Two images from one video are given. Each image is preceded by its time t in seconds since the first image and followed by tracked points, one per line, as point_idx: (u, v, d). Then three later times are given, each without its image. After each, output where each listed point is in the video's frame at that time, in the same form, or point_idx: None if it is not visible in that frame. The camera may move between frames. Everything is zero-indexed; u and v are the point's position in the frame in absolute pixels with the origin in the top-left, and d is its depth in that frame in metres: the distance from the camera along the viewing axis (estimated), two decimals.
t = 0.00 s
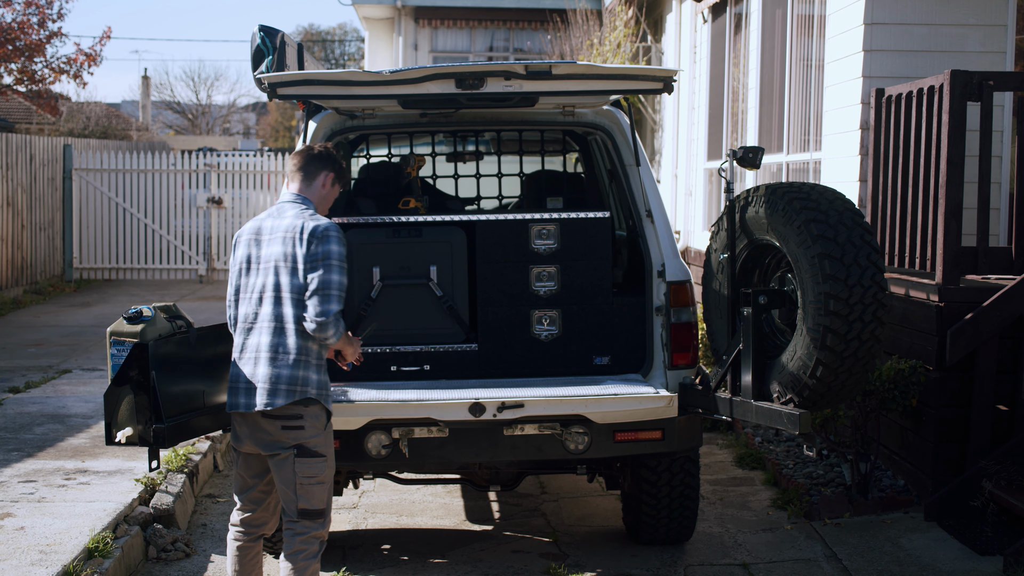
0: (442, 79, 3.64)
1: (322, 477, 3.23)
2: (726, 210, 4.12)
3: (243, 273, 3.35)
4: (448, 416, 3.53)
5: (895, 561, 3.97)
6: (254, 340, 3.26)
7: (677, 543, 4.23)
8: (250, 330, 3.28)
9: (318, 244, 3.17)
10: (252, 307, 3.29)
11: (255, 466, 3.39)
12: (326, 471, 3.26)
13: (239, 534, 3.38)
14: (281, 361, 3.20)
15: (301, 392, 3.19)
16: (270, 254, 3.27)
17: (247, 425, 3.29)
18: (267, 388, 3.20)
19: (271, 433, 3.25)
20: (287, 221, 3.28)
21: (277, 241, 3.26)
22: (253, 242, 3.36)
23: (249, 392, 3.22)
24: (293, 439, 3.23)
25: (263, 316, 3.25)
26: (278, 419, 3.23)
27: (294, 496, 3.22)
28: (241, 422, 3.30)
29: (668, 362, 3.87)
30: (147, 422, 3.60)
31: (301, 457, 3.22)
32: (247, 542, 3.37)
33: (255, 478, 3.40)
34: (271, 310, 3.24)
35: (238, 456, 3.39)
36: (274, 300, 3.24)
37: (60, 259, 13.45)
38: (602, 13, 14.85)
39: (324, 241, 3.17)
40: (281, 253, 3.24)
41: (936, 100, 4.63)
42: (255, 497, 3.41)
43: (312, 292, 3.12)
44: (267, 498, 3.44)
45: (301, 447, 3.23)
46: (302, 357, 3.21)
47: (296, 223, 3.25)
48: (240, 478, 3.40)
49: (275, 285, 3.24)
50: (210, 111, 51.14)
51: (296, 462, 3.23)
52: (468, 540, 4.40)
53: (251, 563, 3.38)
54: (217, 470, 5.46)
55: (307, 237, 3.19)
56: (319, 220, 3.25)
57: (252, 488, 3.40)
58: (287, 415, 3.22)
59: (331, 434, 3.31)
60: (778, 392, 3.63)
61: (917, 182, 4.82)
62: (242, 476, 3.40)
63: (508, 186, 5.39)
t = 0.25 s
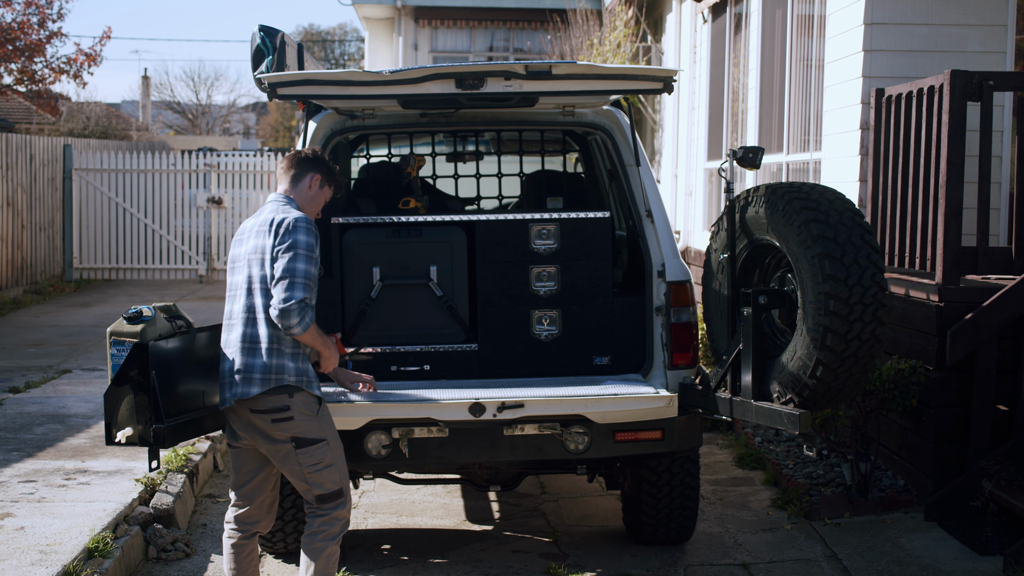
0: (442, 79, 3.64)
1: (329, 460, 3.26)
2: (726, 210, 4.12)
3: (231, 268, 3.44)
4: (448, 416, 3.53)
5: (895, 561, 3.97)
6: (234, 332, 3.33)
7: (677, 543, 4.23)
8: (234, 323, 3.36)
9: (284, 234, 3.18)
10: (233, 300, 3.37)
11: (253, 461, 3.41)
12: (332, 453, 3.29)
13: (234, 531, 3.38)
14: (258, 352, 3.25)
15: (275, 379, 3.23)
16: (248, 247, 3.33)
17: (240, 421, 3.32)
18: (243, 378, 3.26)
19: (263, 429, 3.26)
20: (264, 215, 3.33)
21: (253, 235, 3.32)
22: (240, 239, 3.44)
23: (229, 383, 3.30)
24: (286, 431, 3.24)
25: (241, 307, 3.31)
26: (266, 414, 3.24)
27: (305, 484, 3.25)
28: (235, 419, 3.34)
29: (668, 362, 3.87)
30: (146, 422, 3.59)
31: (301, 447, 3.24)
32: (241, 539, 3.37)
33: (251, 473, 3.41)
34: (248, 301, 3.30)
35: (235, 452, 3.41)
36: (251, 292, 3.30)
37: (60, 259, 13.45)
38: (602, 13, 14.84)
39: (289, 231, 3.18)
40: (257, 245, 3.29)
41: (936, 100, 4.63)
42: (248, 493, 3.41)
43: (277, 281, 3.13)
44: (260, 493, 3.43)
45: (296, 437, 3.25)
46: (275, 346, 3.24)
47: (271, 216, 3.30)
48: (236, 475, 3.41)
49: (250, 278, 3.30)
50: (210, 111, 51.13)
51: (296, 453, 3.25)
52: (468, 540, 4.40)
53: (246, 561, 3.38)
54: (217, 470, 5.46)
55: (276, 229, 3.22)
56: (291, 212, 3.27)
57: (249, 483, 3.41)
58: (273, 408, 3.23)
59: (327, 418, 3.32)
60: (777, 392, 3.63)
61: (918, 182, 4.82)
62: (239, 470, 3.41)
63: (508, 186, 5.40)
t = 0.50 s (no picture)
0: (442, 79, 3.64)
1: (309, 465, 3.25)
2: (726, 210, 4.12)
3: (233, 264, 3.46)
4: (448, 416, 3.53)
5: (895, 561, 3.97)
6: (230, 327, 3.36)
7: (678, 543, 4.23)
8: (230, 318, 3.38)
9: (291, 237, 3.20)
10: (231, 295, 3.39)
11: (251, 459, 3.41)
12: (314, 458, 3.28)
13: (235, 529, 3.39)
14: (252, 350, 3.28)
15: (265, 379, 3.25)
16: (250, 245, 3.35)
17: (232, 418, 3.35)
18: (234, 374, 3.29)
19: (251, 427, 3.29)
20: (271, 215, 3.35)
21: (257, 233, 3.34)
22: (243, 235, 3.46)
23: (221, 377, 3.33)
24: (273, 431, 3.26)
25: (238, 303, 3.34)
26: (255, 411, 3.27)
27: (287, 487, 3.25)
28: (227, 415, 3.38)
29: (668, 362, 3.87)
30: (147, 422, 3.59)
31: (283, 448, 3.24)
32: (241, 537, 3.38)
33: (246, 472, 3.40)
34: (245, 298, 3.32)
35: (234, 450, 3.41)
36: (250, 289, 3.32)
37: (60, 259, 13.45)
38: (602, 13, 14.85)
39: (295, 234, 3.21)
40: (260, 244, 3.31)
41: (936, 100, 4.63)
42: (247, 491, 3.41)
43: (284, 287, 3.17)
44: (259, 491, 3.43)
45: (280, 439, 3.25)
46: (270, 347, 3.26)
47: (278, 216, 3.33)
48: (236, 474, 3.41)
49: (249, 275, 3.32)
50: (210, 111, 51.14)
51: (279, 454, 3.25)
52: (468, 540, 4.40)
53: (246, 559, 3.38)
54: (217, 470, 5.46)
55: (282, 231, 3.25)
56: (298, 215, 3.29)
57: (246, 481, 3.41)
58: (263, 406, 3.26)
59: (314, 423, 3.31)
60: (777, 392, 3.63)
61: (918, 182, 4.82)
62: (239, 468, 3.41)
63: (508, 186, 5.40)
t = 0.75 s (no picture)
0: (442, 79, 3.64)
1: (310, 464, 3.26)
2: (726, 210, 4.12)
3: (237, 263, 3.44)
4: (448, 416, 3.53)
5: (895, 561, 3.97)
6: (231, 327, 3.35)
7: (678, 543, 4.23)
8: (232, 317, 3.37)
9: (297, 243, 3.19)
10: (234, 294, 3.37)
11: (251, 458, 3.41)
12: (313, 457, 3.28)
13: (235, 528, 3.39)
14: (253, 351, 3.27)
15: (264, 380, 3.25)
16: (255, 246, 3.33)
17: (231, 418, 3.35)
18: (233, 374, 3.29)
19: (250, 426, 3.29)
20: (277, 218, 3.34)
21: (262, 235, 3.32)
22: (248, 234, 3.44)
23: (220, 376, 3.32)
24: (273, 430, 3.26)
25: (240, 303, 3.32)
26: (254, 410, 3.27)
27: (288, 486, 3.25)
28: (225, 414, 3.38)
29: (668, 362, 3.87)
30: (147, 422, 3.58)
31: (283, 447, 3.24)
32: (241, 536, 3.38)
33: (246, 471, 3.40)
34: (247, 299, 3.31)
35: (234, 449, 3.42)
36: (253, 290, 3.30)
37: (60, 259, 13.45)
38: (602, 13, 14.85)
39: (302, 240, 3.19)
40: (265, 246, 3.29)
41: (936, 100, 4.63)
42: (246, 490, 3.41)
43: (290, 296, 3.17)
44: (259, 490, 3.43)
45: (279, 438, 3.26)
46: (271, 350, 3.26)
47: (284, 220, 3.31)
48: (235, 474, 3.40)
49: (252, 276, 3.30)
50: (210, 111, 51.14)
51: (278, 454, 3.25)
52: (468, 539, 4.40)
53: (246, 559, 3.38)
54: (217, 470, 5.46)
55: (288, 236, 3.23)
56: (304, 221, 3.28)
57: (246, 480, 3.41)
58: (262, 404, 3.26)
59: (313, 422, 3.32)
60: (777, 392, 3.63)
61: (918, 182, 4.82)
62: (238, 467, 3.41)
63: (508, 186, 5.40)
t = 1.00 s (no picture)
0: (442, 79, 3.64)
1: (310, 463, 3.26)
2: (726, 210, 4.12)
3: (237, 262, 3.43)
4: (448, 416, 3.53)
5: (895, 561, 3.97)
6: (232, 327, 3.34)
7: (678, 543, 4.22)
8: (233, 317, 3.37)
9: (302, 247, 3.21)
10: (235, 294, 3.37)
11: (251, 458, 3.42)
12: (314, 457, 3.28)
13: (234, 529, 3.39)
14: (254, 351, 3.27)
15: (266, 380, 3.25)
16: (257, 246, 3.33)
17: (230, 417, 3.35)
18: (234, 374, 3.29)
19: (250, 426, 3.28)
20: (280, 219, 3.34)
21: (264, 236, 3.31)
22: (248, 234, 3.43)
23: (220, 376, 3.32)
24: (272, 430, 3.26)
25: (240, 304, 3.32)
26: (254, 410, 3.27)
27: (287, 486, 3.25)
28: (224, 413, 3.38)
29: (668, 362, 3.87)
30: (147, 422, 3.59)
31: (283, 447, 3.24)
32: (240, 536, 3.37)
33: (245, 470, 3.40)
34: (248, 299, 3.30)
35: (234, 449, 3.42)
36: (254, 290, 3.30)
37: (60, 259, 13.45)
38: (602, 13, 14.85)
39: (307, 243, 3.21)
40: (267, 247, 3.29)
41: (936, 100, 4.63)
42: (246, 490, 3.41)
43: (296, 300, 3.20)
44: (259, 490, 3.43)
45: (280, 437, 3.26)
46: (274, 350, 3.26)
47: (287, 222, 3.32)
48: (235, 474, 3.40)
49: (253, 277, 3.29)
50: (210, 111, 51.14)
51: (278, 454, 3.25)
52: (468, 540, 4.40)
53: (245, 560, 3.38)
54: (217, 470, 5.47)
55: (292, 238, 3.24)
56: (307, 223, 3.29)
57: (246, 480, 3.41)
58: (263, 404, 3.26)
59: (313, 422, 3.32)
60: (778, 392, 3.63)
61: (918, 182, 4.82)
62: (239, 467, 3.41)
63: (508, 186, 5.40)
